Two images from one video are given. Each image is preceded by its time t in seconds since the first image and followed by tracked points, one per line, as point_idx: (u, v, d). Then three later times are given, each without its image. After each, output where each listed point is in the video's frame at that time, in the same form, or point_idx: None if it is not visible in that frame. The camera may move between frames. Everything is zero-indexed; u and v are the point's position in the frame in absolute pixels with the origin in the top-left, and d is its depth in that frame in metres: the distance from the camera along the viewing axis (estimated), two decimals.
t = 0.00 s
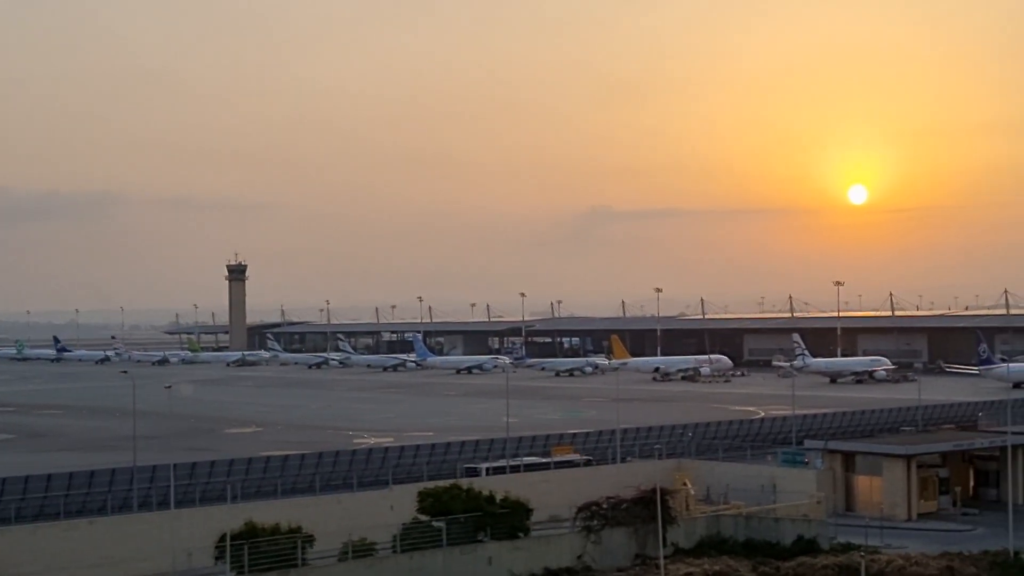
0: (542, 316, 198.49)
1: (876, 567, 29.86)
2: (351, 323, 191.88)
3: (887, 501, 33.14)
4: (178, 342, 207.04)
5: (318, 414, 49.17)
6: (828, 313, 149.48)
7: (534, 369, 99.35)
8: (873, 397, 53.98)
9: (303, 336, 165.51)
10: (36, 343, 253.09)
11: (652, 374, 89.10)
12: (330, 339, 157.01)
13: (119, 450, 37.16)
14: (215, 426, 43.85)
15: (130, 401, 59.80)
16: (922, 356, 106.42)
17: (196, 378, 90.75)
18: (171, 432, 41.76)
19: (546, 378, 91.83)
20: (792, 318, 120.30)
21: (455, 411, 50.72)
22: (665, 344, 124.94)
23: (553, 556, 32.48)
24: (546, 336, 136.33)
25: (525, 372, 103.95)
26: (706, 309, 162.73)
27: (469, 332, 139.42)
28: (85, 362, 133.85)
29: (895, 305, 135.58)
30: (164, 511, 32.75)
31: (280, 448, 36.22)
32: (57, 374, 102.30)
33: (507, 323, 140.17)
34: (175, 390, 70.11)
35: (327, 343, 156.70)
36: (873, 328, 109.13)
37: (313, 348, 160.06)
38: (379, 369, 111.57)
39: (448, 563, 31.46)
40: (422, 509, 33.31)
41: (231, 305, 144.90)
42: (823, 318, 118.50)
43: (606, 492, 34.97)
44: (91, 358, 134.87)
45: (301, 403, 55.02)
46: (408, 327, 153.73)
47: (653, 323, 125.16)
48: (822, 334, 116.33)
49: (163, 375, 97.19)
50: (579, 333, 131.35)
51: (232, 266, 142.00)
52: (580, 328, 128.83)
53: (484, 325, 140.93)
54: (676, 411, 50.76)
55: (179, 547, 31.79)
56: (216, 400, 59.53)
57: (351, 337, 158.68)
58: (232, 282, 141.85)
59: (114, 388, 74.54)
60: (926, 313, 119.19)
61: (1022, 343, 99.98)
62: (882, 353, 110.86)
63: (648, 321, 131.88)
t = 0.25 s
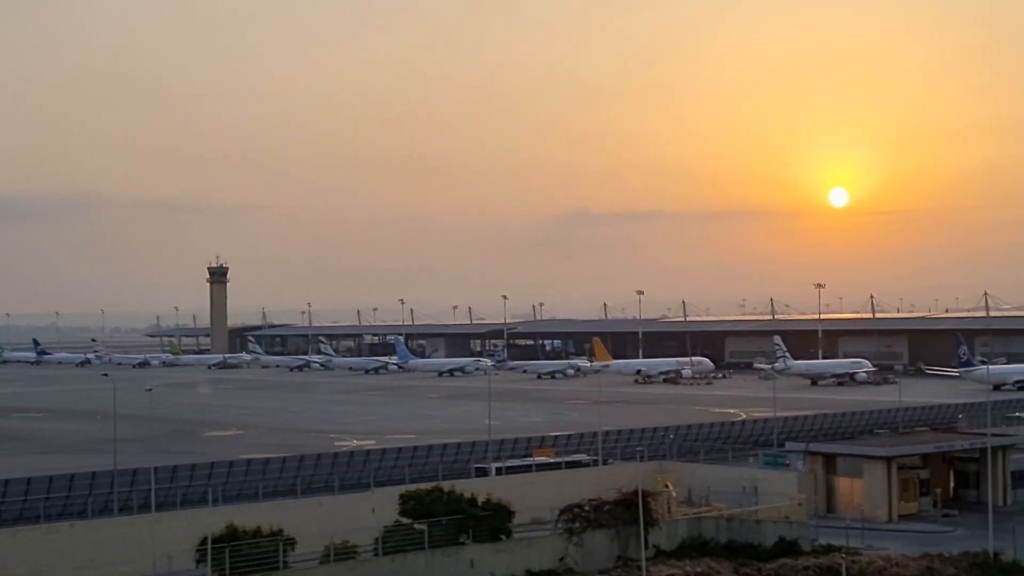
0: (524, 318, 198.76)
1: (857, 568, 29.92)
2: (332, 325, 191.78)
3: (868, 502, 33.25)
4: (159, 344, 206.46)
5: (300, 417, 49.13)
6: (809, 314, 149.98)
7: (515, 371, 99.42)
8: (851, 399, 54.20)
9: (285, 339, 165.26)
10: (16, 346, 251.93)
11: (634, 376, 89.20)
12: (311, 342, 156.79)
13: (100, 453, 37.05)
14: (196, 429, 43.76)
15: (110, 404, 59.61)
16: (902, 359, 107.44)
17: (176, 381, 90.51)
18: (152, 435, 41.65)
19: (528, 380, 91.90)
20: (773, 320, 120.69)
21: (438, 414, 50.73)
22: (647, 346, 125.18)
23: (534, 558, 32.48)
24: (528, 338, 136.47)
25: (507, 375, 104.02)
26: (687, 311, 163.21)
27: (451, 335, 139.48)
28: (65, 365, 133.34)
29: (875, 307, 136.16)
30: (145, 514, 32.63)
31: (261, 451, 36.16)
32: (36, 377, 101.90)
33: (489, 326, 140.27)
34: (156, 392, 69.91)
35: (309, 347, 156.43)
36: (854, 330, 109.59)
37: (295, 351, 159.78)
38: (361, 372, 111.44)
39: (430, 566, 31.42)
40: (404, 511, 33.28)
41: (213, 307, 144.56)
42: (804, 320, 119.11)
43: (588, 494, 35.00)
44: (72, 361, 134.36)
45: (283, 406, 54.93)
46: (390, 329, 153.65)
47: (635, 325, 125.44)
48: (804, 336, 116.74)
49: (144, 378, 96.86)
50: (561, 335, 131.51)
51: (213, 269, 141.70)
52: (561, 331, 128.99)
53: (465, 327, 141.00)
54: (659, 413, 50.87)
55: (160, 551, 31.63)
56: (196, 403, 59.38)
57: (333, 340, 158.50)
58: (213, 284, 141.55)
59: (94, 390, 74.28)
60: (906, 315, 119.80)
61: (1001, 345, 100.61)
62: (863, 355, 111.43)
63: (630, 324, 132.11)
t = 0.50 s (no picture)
0: (504, 320, 199.16)
1: (836, 570, 29.93)
2: (312, 328, 191.67)
3: (847, 504, 33.34)
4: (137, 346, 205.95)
5: (280, 419, 49.07)
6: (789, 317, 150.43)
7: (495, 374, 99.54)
8: (828, 400, 54.44)
9: (264, 342, 165.09)
10: None
11: (614, 378, 89.20)
12: (292, 344, 156.43)
13: (79, 457, 36.88)
14: (176, 431, 43.65)
15: (87, 405, 59.44)
16: (881, 360, 108.00)
17: (155, 383, 90.26)
18: (131, 438, 41.52)
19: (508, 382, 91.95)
20: (752, 322, 121.14)
21: (418, 415, 50.75)
22: (627, 348, 125.49)
23: (514, 561, 32.42)
24: (508, 340, 136.67)
25: (486, 377, 104.07)
26: (667, 312, 163.67)
27: (431, 337, 139.55)
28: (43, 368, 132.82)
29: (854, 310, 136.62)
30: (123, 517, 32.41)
31: (241, 453, 36.05)
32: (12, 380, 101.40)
33: (468, 328, 140.41)
34: (134, 395, 69.70)
35: (288, 349, 156.10)
36: (833, 332, 109.97)
37: (274, 353, 159.60)
38: (341, 374, 111.28)
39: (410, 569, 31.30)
40: (384, 514, 33.18)
41: (192, 309, 144.28)
42: (783, 322, 119.53)
43: (568, 496, 34.99)
44: (50, 364, 133.85)
45: (263, 408, 54.87)
46: (370, 332, 153.64)
47: (616, 328, 125.75)
48: (783, 338, 117.22)
49: (121, 380, 96.54)
50: (541, 338, 131.75)
51: (192, 271, 141.36)
52: (542, 333, 129.06)
53: (446, 330, 141.10)
54: (640, 414, 51.00)
55: (138, 555, 31.42)
56: (174, 405, 59.23)
57: (312, 342, 158.31)
58: (192, 287, 141.22)
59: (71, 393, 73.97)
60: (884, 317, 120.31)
61: (979, 347, 101.14)
62: (843, 357, 111.85)
63: (609, 326, 132.40)
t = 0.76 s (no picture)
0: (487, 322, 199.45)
1: (819, 570, 29.97)
2: (294, 330, 191.58)
3: (830, 505, 33.42)
4: (119, 347, 205.38)
5: (263, 422, 49.03)
6: (773, 318, 150.79)
7: (478, 376, 99.59)
8: (809, 402, 54.70)
9: (247, 343, 164.84)
10: None
11: (597, 380, 89.10)
12: (274, 346, 156.16)
13: (60, 461, 36.76)
14: (157, 434, 43.58)
15: (66, 409, 59.26)
16: (863, 362, 108.33)
17: (135, 385, 89.99)
18: (111, 441, 41.43)
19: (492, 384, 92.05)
20: (735, 324, 121.56)
21: (401, 418, 50.78)
22: (610, 350, 125.80)
23: (497, 563, 32.41)
24: (491, 343, 136.87)
25: (470, 379, 104.13)
26: (650, 314, 164.17)
27: (414, 339, 139.63)
28: (24, 370, 132.28)
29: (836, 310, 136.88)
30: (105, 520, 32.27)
31: (224, 456, 35.99)
32: None
33: (452, 330, 140.51)
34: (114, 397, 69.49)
35: (271, 351, 155.81)
36: (816, 334, 110.16)
37: (257, 355, 159.46)
38: (324, 376, 110.88)
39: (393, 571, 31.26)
40: (367, 516, 33.15)
41: (174, 311, 143.93)
42: (766, 323, 119.74)
43: (551, 497, 35.03)
44: (31, 366, 133.32)
45: (245, 411, 54.81)
46: (353, 334, 153.64)
47: (599, 330, 126.02)
48: (766, 340, 117.62)
49: (103, 383, 96.21)
50: (524, 340, 131.98)
51: (174, 273, 140.89)
52: (525, 335, 129.02)
53: (429, 332, 141.18)
54: (622, 417, 51.14)
55: (120, 558, 31.18)
56: (154, 408, 59.13)
57: (295, 344, 158.24)
58: (174, 289, 140.82)
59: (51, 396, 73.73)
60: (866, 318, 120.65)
61: (961, 348, 101.56)
62: (825, 358, 112.09)
63: (592, 328, 132.69)
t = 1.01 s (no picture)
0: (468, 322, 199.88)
1: (799, 571, 30.01)
2: (275, 331, 191.55)
3: (810, 505, 33.51)
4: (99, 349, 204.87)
5: (244, 423, 49.04)
6: (754, 318, 151.54)
7: (460, 377, 99.67)
8: (789, 402, 55.02)
9: (228, 345, 164.68)
10: None
11: (578, 381, 89.17)
12: (255, 347, 156.02)
13: (39, 464, 36.65)
14: (137, 435, 43.54)
15: (44, 410, 59.14)
16: (844, 362, 108.71)
17: (115, 387, 89.79)
18: (90, 442, 41.36)
19: (474, 386, 92.18)
20: (715, 325, 122.07)
21: (383, 419, 50.88)
22: (591, 351, 126.20)
23: (479, 564, 32.40)
24: (472, 343, 137.13)
25: (451, 380, 104.24)
26: (631, 314, 164.80)
27: (395, 340, 139.76)
28: (4, 372, 131.77)
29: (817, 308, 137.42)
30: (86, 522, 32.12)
31: (205, 457, 35.93)
32: None
33: (433, 331, 140.70)
34: (92, 399, 69.34)
35: (252, 352, 155.62)
36: (797, 334, 110.47)
37: (237, 356, 159.35)
38: (305, 378, 110.22)
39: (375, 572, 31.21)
40: (348, 517, 33.10)
41: (154, 312, 143.60)
42: (747, 324, 120.08)
43: (533, 497, 35.08)
44: (11, 369, 132.79)
45: (225, 412, 54.79)
46: (334, 335, 153.68)
47: (580, 331, 126.38)
48: (746, 340, 118.11)
49: (82, 385, 96.00)
50: (505, 340, 132.26)
51: (154, 274, 140.50)
52: (507, 335, 129.12)
53: (410, 333, 141.31)
54: (603, 418, 51.34)
55: (100, 560, 30.85)
56: (133, 409, 59.07)
57: (276, 345, 158.19)
58: (154, 290, 140.44)
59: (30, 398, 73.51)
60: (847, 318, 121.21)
61: (941, 348, 102.11)
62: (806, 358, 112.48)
63: (573, 328, 133.09)
